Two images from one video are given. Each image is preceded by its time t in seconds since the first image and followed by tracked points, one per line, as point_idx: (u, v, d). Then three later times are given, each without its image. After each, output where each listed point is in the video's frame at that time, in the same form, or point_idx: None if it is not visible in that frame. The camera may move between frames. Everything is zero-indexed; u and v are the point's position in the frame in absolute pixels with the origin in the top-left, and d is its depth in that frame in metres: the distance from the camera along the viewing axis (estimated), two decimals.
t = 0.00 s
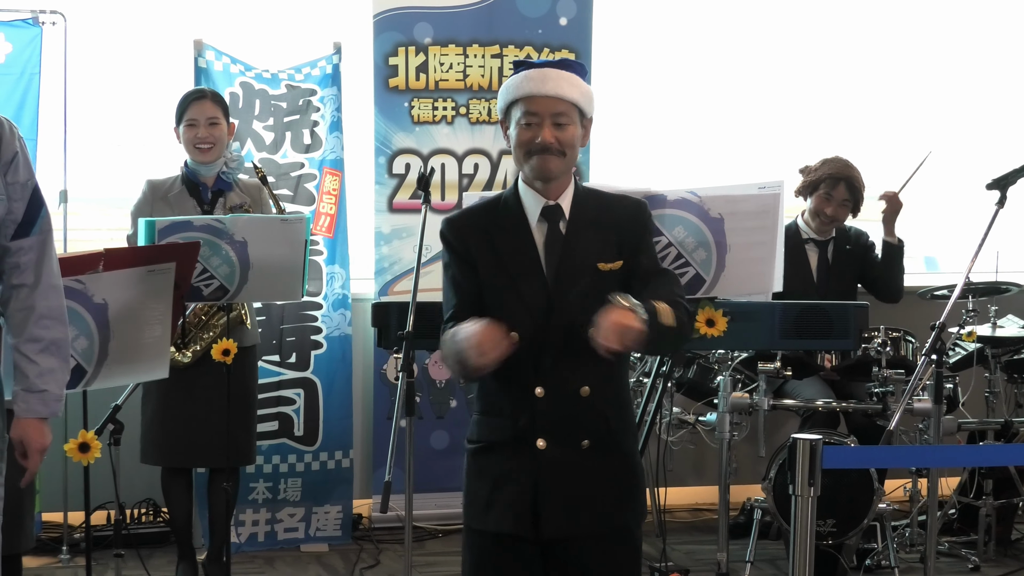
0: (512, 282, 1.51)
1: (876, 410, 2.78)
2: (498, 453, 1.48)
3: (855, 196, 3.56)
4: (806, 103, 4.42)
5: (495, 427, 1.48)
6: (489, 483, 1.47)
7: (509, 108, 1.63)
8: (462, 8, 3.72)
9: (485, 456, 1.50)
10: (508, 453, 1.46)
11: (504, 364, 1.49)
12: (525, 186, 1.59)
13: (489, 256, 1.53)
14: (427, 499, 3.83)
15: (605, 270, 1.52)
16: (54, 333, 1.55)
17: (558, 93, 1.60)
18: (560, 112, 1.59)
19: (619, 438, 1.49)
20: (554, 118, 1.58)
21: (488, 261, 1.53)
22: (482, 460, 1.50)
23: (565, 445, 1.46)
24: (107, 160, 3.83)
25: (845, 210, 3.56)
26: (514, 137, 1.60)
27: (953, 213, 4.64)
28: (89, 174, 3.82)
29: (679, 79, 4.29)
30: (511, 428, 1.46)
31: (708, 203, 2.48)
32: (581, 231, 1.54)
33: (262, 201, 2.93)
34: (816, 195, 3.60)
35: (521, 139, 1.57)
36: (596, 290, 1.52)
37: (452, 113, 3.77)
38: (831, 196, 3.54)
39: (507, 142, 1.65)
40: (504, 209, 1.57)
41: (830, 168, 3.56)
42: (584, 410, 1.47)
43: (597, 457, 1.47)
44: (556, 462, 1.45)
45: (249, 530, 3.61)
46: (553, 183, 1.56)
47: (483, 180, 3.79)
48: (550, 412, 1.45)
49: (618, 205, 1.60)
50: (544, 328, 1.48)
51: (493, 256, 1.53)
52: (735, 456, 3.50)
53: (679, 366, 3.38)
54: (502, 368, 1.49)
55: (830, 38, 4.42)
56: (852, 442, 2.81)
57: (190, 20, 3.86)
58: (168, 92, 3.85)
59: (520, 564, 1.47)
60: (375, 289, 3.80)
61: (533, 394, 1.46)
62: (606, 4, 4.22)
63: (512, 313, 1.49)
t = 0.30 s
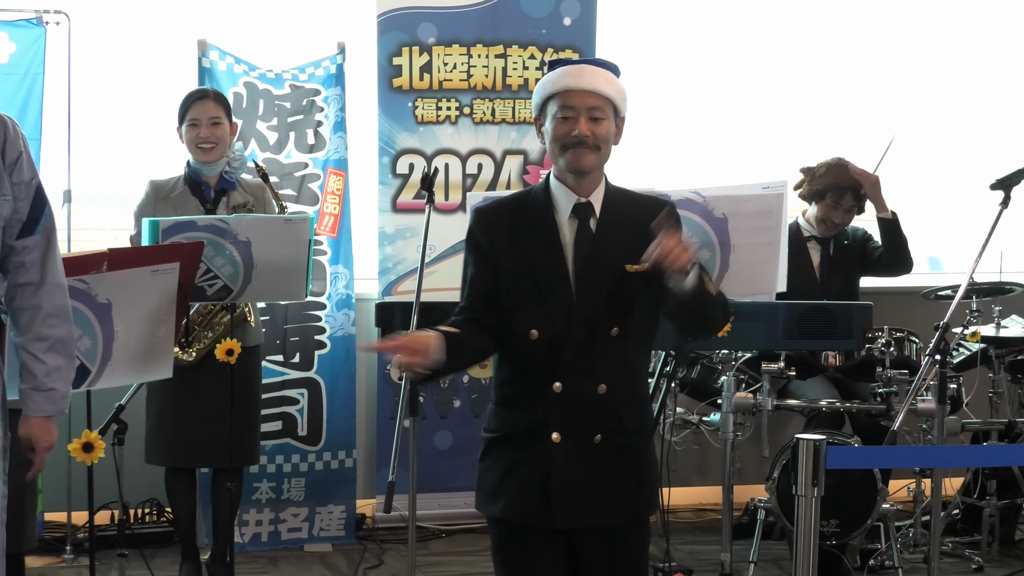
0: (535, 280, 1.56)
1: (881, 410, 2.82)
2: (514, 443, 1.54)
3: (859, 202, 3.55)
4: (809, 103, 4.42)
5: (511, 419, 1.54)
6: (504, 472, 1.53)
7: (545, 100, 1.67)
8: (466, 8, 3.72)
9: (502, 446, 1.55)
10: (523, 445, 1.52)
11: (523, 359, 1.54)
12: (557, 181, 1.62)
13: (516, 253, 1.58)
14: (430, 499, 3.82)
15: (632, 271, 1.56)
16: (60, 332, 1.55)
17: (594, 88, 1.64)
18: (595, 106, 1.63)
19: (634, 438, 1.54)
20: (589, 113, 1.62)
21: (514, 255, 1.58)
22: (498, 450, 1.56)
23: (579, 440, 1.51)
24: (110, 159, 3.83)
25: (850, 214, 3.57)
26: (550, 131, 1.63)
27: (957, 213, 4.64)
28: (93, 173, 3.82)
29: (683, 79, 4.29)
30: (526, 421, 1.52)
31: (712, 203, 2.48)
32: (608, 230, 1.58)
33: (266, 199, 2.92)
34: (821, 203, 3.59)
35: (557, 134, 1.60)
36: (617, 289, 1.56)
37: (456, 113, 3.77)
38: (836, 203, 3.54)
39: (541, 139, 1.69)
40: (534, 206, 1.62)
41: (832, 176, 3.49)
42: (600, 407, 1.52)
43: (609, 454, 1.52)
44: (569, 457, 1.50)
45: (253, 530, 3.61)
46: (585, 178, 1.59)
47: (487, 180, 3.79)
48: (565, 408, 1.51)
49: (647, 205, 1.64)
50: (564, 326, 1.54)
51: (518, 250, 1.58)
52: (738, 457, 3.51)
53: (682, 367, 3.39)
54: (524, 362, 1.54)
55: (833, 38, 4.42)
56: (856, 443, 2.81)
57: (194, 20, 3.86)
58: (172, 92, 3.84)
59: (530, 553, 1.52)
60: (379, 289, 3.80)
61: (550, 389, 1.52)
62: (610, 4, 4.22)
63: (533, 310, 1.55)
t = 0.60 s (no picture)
0: (540, 280, 1.55)
1: (883, 411, 2.77)
2: (521, 443, 1.54)
3: (855, 198, 3.57)
4: (812, 103, 4.42)
5: (518, 420, 1.54)
6: (513, 474, 1.53)
7: (548, 105, 1.63)
8: (470, 8, 3.72)
9: (506, 447, 1.56)
10: (532, 445, 1.53)
11: (531, 360, 1.55)
12: (554, 183, 1.61)
13: (519, 253, 1.56)
14: (434, 499, 3.83)
15: (628, 267, 1.58)
16: (65, 332, 1.55)
17: (603, 101, 1.63)
18: (604, 120, 1.62)
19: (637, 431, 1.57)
20: (598, 126, 1.61)
21: (518, 252, 1.56)
22: (503, 451, 1.56)
23: (587, 436, 1.54)
24: (114, 160, 3.84)
25: (847, 212, 3.59)
26: (555, 140, 1.61)
27: (960, 213, 4.64)
28: (97, 174, 3.83)
29: (686, 79, 4.29)
30: (535, 422, 1.53)
31: (715, 203, 2.45)
32: (605, 227, 1.60)
33: (269, 200, 2.93)
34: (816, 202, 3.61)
35: (564, 145, 1.58)
36: (617, 286, 1.58)
37: (460, 113, 3.77)
38: (830, 199, 3.56)
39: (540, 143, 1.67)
40: (531, 203, 1.61)
41: (824, 176, 3.55)
42: (606, 403, 1.55)
43: (617, 449, 1.55)
44: (580, 454, 1.53)
45: (257, 530, 3.61)
46: (584, 186, 1.60)
47: (490, 180, 3.78)
48: (574, 405, 1.53)
49: (636, 201, 1.67)
50: (570, 326, 1.55)
51: (522, 247, 1.56)
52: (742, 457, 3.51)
53: (686, 367, 3.39)
54: (530, 361, 1.55)
55: (836, 38, 4.42)
56: (861, 442, 2.81)
57: (197, 20, 3.86)
58: (176, 93, 3.85)
59: (538, 551, 1.53)
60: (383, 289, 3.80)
61: (558, 388, 1.54)
62: (614, 4, 4.22)
63: (540, 309, 1.55)
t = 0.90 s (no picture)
0: (540, 270, 1.58)
1: (888, 410, 2.79)
2: (523, 435, 1.57)
3: (853, 198, 3.56)
4: (815, 103, 4.42)
5: (520, 412, 1.57)
6: (516, 466, 1.57)
7: (545, 97, 1.65)
8: (474, 8, 3.72)
9: (509, 440, 1.59)
10: (534, 436, 1.56)
11: (530, 350, 1.57)
12: (554, 177, 1.63)
13: (516, 245, 1.59)
14: (438, 499, 3.83)
15: (631, 257, 1.60)
16: (63, 331, 1.55)
17: (600, 90, 1.64)
18: (602, 109, 1.63)
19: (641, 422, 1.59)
20: (596, 115, 1.62)
21: (516, 245, 1.59)
22: (507, 443, 1.59)
23: (590, 426, 1.56)
24: (118, 160, 3.84)
25: (848, 211, 3.59)
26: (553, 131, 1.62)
27: (964, 213, 4.64)
28: (101, 174, 3.83)
29: (690, 79, 4.29)
30: (537, 414, 1.56)
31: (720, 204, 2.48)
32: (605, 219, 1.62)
33: (273, 201, 2.91)
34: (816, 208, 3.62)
35: (563, 135, 1.60)
36: (617, 276, 1.60)
37: (464, 113, 3.77)
38: (829, 204, 3.55)
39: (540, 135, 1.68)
40: (531, 198, 1.63)
41: (818, 182, 3.56)
42: (607, 393, 1.57)
43: (619, 440, 1.57)
44: (581, 444, 1.55)
45: (261, 530, 3.61)
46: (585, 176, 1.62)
47: (494, 180, 3.79)
48: (575, 396, 1.55)
49: (637, 192, 1.68)
50: (571, 315, 1.57)
51: (521, 241, 1.60)
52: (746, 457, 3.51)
53: (690, 367, 3.40)
54: (532, 353, 1.57)
55: (839, 38, 4.41)
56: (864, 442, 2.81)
57: (201, 20, 3.86)
58: (180, 93, 3.85)
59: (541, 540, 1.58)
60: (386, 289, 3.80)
61: (559, 378, 1.56)
62: (618, 3, 4.22)
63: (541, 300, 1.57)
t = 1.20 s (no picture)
0: (552, 266, 1.59)
1: (891, 410, 2.80)
2: (525, 430, 1.59)
3: (857, 194, 3.57)
4: (818, 103, 4.42)
5: (525, 405, 1.59)
6: (518, 459, 1.58)
7: (563, 93, 1.69)
8: (477, 8, 3.72)
9: (514, 433, 1.60)
10: (537, 431, 1.57)
11: (538, 344, 1.58)
12: (576, 172, 1.65)
13: (531, 240, 1.61)
14: (442, 499, 3.83)
15: (648, 259, 1.61)
16: (63, 332, 1.55)
17: (616, 83, 1.67)
18: (617, 101, 1.65)
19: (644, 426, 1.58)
20: (611, 108, 1.65)
21: (532, 240, 1.61)
22: (511, 437, 1.60)
23: (592, 425, 1.56)
24: (121, 160, 3.84)
25: (852, 210, 3.59)
26: (571, 126, 1.66)
27: (967, 213, 4.64)
28: (105, 175, 3.83)
29: (693, 79, 4.28)
30: (541, 409, 1.57)
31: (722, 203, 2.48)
32: (625, 220, 1.63)
33: (277, 201, 2.90)
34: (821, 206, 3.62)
35: (579, 128, 1.63)
36: (631, 277, 1.60)
37: (468, 113, 3.77)
38: (834, 203, 3.56)
39: (561, 131, 1.71)
40: (551, 194, 1.65)
41: (823, 180, 3.55)
42: (611, 393, 1.57)
43: (620, 441, 1.57)
44: (582, 443, 1.55)
45: (264, 530, 3.61)
46: (606, 171, 1.63)
47: (498, 180, 3.79)
48: (579, 393, 1.56)
49: (658, 197, 1.69)
50: (580, 311, 1.58)
51: (538, 236, 1.61)
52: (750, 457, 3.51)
53: (694, 366, 3.40)
54: (539, 347, 1.58)
55: (842, 38, 4.41)
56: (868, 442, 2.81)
57: (205, 20, 3.86)
58: (184, 93, 3.85)
59: (542, 538, 1.59)
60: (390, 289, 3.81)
61: (565, 374, 1.56)
62: (621, 3, 4.22)
63: (552, 296, 1.58)
